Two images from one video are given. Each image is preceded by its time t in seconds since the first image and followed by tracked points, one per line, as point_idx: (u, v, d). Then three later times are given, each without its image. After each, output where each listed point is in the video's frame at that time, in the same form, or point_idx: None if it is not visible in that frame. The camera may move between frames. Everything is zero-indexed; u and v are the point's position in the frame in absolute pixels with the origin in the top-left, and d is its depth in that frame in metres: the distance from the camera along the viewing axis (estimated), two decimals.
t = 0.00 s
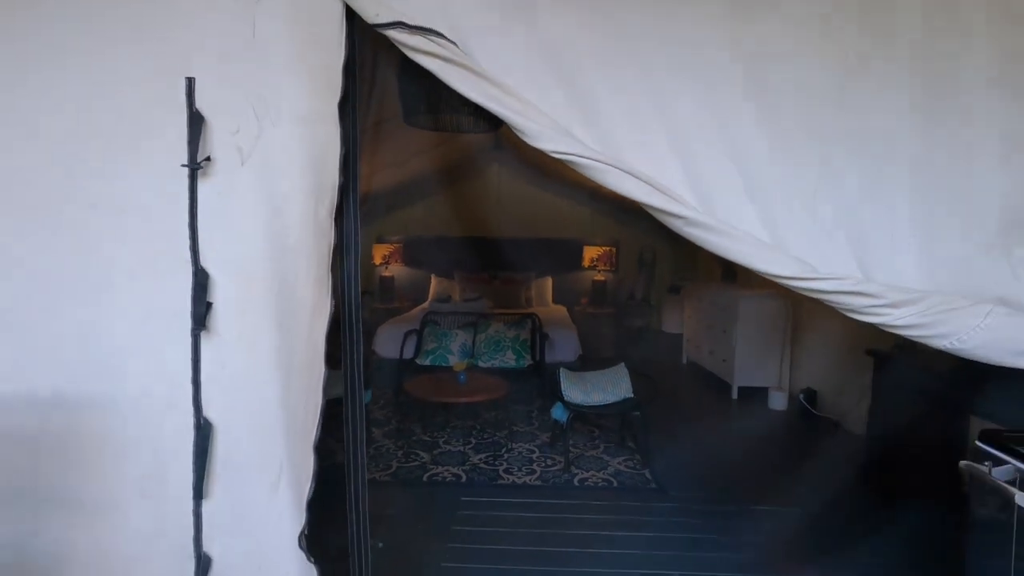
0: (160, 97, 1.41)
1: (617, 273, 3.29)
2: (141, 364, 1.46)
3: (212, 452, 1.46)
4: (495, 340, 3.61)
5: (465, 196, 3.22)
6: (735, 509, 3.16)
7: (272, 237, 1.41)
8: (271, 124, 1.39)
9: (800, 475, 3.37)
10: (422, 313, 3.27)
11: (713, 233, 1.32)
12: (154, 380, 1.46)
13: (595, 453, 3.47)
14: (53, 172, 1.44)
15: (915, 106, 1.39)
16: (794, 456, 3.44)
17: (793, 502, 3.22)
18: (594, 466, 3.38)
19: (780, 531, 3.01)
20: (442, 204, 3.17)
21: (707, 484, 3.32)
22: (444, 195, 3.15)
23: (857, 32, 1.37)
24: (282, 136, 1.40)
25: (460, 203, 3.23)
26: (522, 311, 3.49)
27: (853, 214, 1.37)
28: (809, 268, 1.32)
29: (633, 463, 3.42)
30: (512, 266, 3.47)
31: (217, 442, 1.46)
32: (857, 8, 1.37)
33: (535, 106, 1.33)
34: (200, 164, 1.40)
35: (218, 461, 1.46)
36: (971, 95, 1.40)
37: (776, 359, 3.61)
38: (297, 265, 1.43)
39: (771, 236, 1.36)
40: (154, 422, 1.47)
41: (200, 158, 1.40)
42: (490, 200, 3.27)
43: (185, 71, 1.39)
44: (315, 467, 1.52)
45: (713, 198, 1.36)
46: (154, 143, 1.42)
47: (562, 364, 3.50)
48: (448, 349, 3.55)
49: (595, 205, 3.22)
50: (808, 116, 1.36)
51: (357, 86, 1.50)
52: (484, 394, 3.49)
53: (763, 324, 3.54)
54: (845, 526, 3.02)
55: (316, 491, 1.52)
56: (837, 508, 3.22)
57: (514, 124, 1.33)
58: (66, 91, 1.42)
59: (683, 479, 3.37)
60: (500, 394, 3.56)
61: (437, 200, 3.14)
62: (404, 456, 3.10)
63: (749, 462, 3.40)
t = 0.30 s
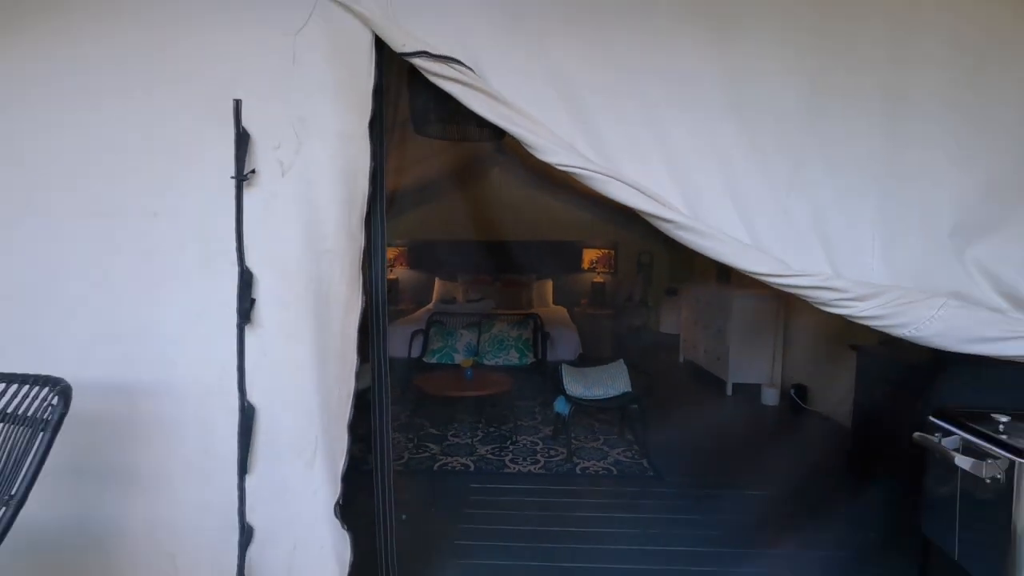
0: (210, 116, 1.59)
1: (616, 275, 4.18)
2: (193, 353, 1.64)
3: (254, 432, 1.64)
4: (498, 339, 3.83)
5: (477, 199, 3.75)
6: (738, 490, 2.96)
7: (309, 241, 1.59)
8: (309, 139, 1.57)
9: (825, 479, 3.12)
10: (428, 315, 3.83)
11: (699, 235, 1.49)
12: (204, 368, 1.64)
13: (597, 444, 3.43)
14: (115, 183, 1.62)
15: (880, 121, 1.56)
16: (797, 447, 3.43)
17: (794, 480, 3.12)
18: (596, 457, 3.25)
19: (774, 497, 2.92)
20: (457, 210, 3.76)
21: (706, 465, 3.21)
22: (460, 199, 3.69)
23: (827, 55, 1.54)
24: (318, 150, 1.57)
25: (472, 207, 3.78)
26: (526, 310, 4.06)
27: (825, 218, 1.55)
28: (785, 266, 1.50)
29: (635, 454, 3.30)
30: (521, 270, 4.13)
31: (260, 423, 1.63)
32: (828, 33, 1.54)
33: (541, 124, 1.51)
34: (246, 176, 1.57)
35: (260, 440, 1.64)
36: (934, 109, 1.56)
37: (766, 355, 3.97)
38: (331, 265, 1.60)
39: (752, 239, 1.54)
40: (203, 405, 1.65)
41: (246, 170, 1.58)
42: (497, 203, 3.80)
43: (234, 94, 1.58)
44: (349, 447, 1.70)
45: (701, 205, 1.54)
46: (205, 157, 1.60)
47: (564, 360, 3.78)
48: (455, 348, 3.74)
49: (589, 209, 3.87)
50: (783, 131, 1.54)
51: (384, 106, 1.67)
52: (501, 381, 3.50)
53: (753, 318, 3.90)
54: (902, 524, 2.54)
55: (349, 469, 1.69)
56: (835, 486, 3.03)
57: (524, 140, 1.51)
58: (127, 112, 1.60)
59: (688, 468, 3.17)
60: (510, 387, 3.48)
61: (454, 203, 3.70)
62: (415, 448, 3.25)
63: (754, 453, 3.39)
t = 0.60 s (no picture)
0: (254, 134, 1.79)
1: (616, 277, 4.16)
2: (237, 346, 1.83)
3: (292, 417, 1.83)
4: (503, 338, 3.99)
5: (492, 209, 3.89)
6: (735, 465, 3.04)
7: (343, 245, 1.79)
8: (344, 155, 1.77)
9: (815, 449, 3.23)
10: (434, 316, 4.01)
11: (689, 239, 1.69)
12: (247, 359, 1.83)
13: (598, 436, 3.54)
14: (170, 195, 1.81)
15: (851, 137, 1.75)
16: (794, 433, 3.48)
17: (783, 455, 3.20)
18: (597, 447, 3.35)
19: (765, 471, 2.98)
20: (470, 212, 3.84)
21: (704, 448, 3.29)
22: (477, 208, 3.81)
23: (804, 79, 1.74)
24: (352, 165, 1.77)
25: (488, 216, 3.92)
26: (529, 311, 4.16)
27: (802, 223, 1.75)
28: (766, 266, 1.70)
29: (633, 444, 3.36)
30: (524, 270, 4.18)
31: (297, 409, 1.82)
32: (804, 60, 1.74)
33: (549, 140, 1.71)
34: (286, 188, 1.77)
35: (298, 424, 1.83)
36: (897, 126, 1.76)
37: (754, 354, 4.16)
38: (365, 266, 1.81)
39: (736, 241, 1.74)
40: (246, 392, 1.84)
41: (286, 183, 1.78)
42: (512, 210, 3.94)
43: (275, 114, 1.78)
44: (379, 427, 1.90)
45: (691, 212, 1.73)
46: (249, 171, 1.80)
47: (564, 356, 4.00)
48: (460, 347, 3.92)
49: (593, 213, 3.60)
50: (764, 146, 1.74)
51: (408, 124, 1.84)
52: (506, 378, 3.68)
53: (751, 320, 4.12)
54: (875, 483, 2.60)
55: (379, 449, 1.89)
56: (826, 457, 3.08)
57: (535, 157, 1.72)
58: (181, 132, 1.80)
59: (681, 456, 3.22)
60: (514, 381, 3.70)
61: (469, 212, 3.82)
62: (427, 439, 3.39)
63: (745, 436, 3.54)
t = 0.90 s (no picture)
0: (279, 145, 1.97)
1: (611, 277, 4.58)
2: (265, 337, 2.01)
3: (315, 401, 2.01)
4: (504, 335, 4.08)
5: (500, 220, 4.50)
6: (725, 450, 3.21)
7: (362, 245, 1.98)
8: (362, 165, 1.97)
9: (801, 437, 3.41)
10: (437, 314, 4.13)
11: (672, 239, 1.91)
12: (273, 349, 2.01)
13: (595, 427, 3.71)
14: (203, 201, 2.00)
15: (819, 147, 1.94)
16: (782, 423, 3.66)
17: (770, 440, 3.40)
18: (594, 438, 3.52)
19: (751, 454, 3.16)
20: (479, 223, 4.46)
21: (696, 436, 3.46)
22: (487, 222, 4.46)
23: (776, 94, 1.93)
24: (370, 173, 1.97)
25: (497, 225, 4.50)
26: (528, 309, 4.32)
27: (776, 223, 1.93)
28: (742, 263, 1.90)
29: (628, 435, 3.52)
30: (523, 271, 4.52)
31: (319, 393, 2.01)
32: (776, 77, 1.93)
33: (547, 152, 1.91)
34: (310, 194, 1.97)
35: (320, 407, 2.02)
36: (863, 133, 1.94)
37: (747, 351, 4.28)
38: (381, 264, 2.00)
39: (717, 241, 1.92)
40: (272, 379, 2.01)
41: (310, 190, 1.97)
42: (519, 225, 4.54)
43: (300, 127, 1.97)
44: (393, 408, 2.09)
45: (675, 213, 1.92)
46: (274, 178, 1.98)
47: (563, 352, 4.15)
48: (462, 344, 4.02)
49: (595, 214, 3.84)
50: (742, 153, 1.93)
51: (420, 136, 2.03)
52: (506, 373, 3.89)
53: (742, 319, 4.22)
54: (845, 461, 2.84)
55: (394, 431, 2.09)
56: (810, 443, 3.25)
57: (534, 165, 1.92)
58: (213, 142, 1.98)
59: (671, 439, 3.42)
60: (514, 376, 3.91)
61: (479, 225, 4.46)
62: (433, 430, 3.56)
63: (735, 426, 3.71)
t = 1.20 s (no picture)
0: (299, 152, 2.16)
1: (605, 277, 4.58)
2: (285, 327, 2.20)
3: (331, 385, 2.20)
4: (502, 332, 4.36)
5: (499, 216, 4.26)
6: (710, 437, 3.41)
7: (374, 244, 2.18)
8: (375, 171, 2.17)
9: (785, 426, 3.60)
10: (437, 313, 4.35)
11: (655, 237, 2.11)
12: (293, 338, 2.20)
13: (589, 418, 3.90)
14: (228, 203, 2.18)
15: (789, 152, 2.12)
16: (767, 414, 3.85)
17: (753, 427, 3.61)
18: (587, 427, 3.71)
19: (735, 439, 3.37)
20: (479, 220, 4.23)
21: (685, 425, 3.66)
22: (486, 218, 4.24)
23: (750, 106, 2.13)
24: (382, 179, 2.17)
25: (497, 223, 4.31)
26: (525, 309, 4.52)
27: (751, 222, 2.12)
28: (718, 259, 2.10)
29: (621, 424, 3.71)
30: (519, 272, 4.54)
31: (335, 379, 2.20)
32: (750, 90, 2.13)
33: (543, 159, 2.12)
34: (327, 197, 2.16)
35: (336, 392, 2.20)
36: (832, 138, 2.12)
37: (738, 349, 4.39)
38: (392, 262, 2.20)
39: (697, 239, 2.12)
40: (291, 366, 2.20)
41: (326, 193, 2.17)
42: (520, 225, 4.37)
43: (318, 136, 2.16)
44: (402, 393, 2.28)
45: (659, 213, 2.12)
46: (294, 182, 2.17)
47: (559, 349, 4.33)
48: (462, 341, 4.28)
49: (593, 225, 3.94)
50: (720, 159, 2.13)
51: (426, 144, 2.22)
52: (506, 368, 4.28)
53: (727, 315, 4.32)
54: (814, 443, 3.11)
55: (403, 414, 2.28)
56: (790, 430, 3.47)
57: (530, 171, 2.12)
58: (237, 148, 2.17)
59: (661, 427, 3.62)
60: (513, 370, 4.29)
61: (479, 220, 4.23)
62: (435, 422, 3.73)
63: (721, 416, 3.93)
